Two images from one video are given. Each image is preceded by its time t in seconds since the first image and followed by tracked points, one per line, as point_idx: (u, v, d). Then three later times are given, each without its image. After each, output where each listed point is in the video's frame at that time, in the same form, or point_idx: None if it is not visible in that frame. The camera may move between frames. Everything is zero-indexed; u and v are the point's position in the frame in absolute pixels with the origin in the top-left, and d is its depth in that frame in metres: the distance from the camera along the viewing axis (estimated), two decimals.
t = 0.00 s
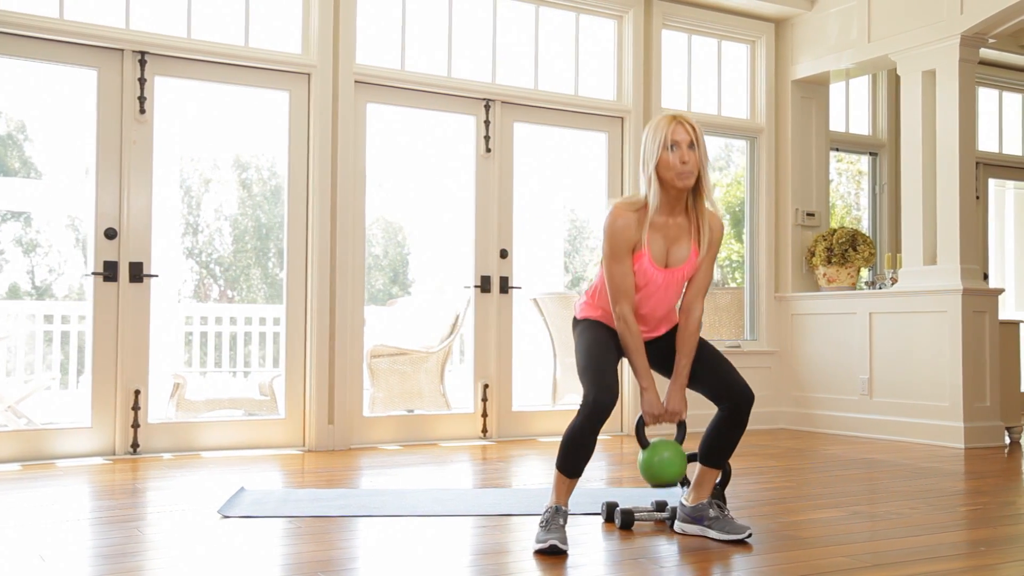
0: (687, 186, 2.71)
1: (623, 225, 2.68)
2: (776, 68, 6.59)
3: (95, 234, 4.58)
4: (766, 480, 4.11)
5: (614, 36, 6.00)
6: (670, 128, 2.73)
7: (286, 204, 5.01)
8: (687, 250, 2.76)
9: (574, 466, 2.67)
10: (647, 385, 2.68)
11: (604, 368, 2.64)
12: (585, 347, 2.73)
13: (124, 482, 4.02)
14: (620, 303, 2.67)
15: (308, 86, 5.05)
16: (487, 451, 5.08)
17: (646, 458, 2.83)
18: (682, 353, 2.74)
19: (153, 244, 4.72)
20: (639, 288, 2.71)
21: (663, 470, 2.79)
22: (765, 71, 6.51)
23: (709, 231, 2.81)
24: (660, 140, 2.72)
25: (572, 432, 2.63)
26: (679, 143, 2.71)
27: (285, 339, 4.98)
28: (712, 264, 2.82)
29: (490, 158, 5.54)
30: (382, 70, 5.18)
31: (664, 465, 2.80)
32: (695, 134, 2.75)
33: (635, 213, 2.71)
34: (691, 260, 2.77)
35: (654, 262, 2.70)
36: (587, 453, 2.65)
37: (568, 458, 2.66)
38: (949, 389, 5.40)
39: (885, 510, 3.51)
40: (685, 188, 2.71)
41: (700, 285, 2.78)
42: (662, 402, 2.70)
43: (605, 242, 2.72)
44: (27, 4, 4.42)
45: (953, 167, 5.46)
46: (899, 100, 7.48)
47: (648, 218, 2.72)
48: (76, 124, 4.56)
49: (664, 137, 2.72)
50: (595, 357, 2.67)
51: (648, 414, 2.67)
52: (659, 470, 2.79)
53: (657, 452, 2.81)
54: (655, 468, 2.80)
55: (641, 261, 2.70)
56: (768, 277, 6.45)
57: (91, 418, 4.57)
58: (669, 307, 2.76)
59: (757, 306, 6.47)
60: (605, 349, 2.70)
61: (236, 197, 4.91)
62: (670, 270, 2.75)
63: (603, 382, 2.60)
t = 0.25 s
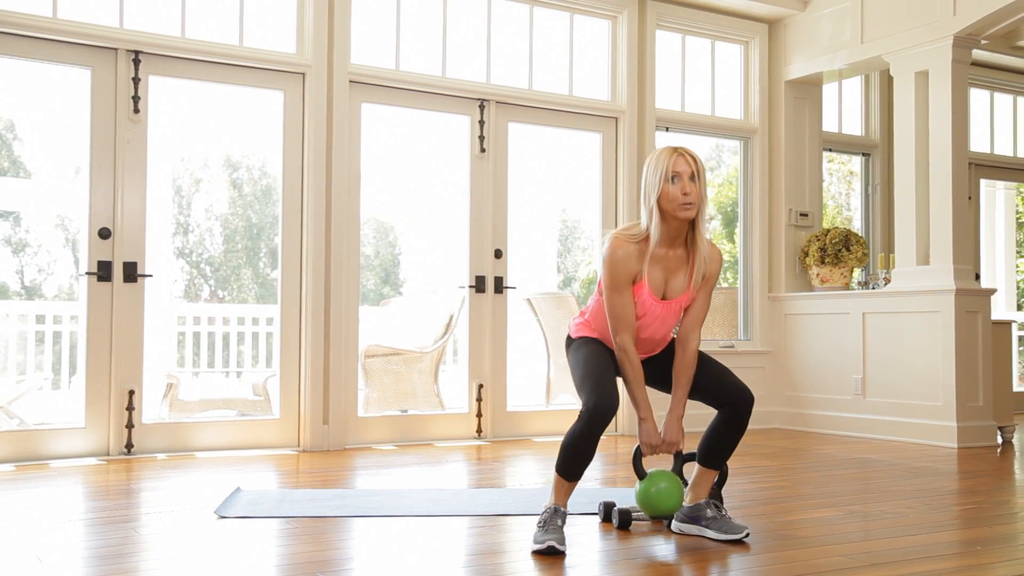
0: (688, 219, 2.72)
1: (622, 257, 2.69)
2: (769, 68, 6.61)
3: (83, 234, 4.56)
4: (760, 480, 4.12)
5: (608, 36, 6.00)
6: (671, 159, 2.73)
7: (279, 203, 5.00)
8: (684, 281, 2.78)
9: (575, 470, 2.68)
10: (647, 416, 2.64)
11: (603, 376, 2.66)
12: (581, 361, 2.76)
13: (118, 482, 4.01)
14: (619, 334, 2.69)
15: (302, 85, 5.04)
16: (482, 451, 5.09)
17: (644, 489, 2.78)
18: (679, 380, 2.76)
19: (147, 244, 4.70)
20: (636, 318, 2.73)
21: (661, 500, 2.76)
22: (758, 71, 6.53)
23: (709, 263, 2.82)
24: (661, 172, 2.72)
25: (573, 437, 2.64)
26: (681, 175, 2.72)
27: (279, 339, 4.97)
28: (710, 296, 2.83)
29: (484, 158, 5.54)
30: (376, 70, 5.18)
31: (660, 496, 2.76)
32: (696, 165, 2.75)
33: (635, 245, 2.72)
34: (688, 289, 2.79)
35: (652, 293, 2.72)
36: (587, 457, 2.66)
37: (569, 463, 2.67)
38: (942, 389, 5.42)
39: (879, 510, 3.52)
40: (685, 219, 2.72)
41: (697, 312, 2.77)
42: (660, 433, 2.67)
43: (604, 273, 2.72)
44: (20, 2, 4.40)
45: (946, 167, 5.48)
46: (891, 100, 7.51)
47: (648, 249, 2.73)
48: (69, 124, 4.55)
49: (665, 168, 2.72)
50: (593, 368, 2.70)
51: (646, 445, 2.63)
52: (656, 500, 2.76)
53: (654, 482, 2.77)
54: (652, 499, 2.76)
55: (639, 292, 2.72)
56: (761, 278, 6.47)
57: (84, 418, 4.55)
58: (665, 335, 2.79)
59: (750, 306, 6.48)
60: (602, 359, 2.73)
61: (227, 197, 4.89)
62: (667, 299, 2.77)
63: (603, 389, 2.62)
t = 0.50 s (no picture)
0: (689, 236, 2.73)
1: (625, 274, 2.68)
2: (766, 69, 6.62)
3: (76, 233, 4.54)
4: (758, 480, 4.13)
5: (605, 36, 6.00)
6: (674, 175, 2.73)
7: (274, 203, 4.99)
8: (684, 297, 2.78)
9: (578, 473, 2.67)
10: (648, 432, 2.65)
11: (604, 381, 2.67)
12: (582, 366, 2.76)
13: (115, 483, 4.00)
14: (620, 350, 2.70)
15: (300, 85, 5.04)
16: (480, 451, 5.09)
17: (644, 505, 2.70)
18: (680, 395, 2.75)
19: (145, 244, 4.69)
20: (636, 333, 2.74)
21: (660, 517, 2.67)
22: (755, 71, 6.54)
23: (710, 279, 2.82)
24: (664, 189, 2.72)
25: (575, 440, 2.65)
26: (683, 192, 2.72)
27: (276, 339, 4.97)
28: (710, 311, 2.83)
29: (482, 158, 5.54)
30: (374, 70, 5.17)
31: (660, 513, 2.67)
32: (698, 181, 2.75)
33: (637, 260, 2.71)
34: (686, 304, 2.80)
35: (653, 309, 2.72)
36: (590, 460, 2.65)
37: (573, 466, 2.66)
38: (938, 389, 5.44)
39: (876, 510, 3.53)
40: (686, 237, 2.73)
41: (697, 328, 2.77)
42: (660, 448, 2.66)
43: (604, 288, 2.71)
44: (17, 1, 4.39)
45: (943, 168, 5.49)
46: (887, 102, 7.53)
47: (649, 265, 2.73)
48: (68, 123, 4.54)
49: (668, 185, 2.72)
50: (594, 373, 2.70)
51: (646, 460, 2.63)
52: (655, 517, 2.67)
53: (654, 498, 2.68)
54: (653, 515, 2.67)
55: (640, 308, 2.71)
56: (758, 278, 6.48)
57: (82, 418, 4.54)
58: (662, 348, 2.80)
59: (747, 306, 6.48)
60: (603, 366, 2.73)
61: (220, 196, 4.86)
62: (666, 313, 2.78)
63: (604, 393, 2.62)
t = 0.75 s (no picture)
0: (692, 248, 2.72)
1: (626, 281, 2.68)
2: (762, 69, 6.63)
3: (69, 233, 4.52)
4: (757, 479, 4.14)
5: (602, 36, 6.01)
6: (680, 188, 2.73)
7: (268, 204, 4.98)
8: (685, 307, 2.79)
9: (581, 473, 2.67)
10: (650, 440, 2.64)
11: (606, 382, 2.67)
12: (584, 368, 2.76)
13: (113, 483, 3.99)
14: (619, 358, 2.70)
15: (298, 85, 5.04)
16: (478, 451, 5.09)
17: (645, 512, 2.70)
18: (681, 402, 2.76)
19: (142, 244, 4.68)
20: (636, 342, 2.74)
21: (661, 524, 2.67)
22: (752, 72, 6.55)
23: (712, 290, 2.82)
24: (669, 200, 2.72)
25: (578, 441, 2.65)
26: (687, 204, 2.71)
27: (272, 339, 4.96)
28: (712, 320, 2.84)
29: (480, 159, 5.54)
30: (371, 70, 5.17)
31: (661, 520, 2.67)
32: (702, 193, 2.75)
33: (639, 269, 2.71)
34: (687, 314, 2.80)
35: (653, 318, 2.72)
36: (593, 460, 2.65)
37: (575, 466, 2.66)
38: (935, 389, 5.45)
39: (874, 510, 3.54)
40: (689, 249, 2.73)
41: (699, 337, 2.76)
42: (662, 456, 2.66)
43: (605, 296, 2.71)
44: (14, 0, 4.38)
45: (939, 169, 5.51)
46: (883, 102, 7.54)
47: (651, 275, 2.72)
48: (64, 123, 4.52)
49: (673, 197, 2.72)
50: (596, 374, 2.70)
51: (647, 468, 2.63)
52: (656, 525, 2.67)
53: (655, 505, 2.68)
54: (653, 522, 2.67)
55: (641, 316, 2.71)
56: (754, 277, 6.49)
57: (79, 419, 4.53)
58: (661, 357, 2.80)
59: (744, 306, 6.49)
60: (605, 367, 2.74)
61: (214, 197, 4.85)
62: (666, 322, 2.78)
63: (606, 394, 2.62)
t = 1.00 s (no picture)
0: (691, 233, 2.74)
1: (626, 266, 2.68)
2: (760, 70, 6.64)
3: (62, 233, 4.49)
4: (756, 479, 4.14)
5: (601, 37, 6.01)
6: (679, 174, 2.75)
7: (262, 204, 4.96)
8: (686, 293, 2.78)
9: (583, 472, 2.66)
10: (655, 426, 2.61)
11: (606, 377, 2.67)
12: (585, 363, 2.76)
13: (112, 484, 3.98)
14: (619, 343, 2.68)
15: (297, 86, 5.03)
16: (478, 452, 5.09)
17: (648, 513, 2.70)
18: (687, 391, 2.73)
19: (142, 244, 4.67)
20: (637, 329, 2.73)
21: (666, 525, 2.66)
22: (750, 73, 6.56)
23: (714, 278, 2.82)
24: (668, 185, 2.74)
25: (580, 438, 2.65)
26: (685, 189, 2.73)
27: (269, 339, 4.96)
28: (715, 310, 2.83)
29: (478, 159, 5.54)
30: (370, 70, 5.17)
31: (667, 521, 2.66)
32: (700, 179, 2.77)
33: (638, 254, 2.71)
34: (687, 303, 2.81)
35: (653, 304, 2.72)
36: (595, 459, 2.65)
37: (577, 465, 2.66)
38: (933, 389, 5.46)
39: (873, 510, 3.54)
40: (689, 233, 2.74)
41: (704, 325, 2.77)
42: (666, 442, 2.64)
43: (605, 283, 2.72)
44: None
45: (937, 169, 5.52)
46: (880, 103, 7.56)
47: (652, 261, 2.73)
48: (62, 124, 4.51)
49: (672, 182, 2.74)
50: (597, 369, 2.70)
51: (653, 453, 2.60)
52: (661, 526, 2.67)
53: (659, 504, 2.68)
54: (657, 524, 2.67)
55: (641, 301, 2.71)
56: (752, 278, 6.50)
57: (78, 420, 4.52)
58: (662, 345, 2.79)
59: (742, 306, 6.51)
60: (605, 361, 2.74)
61: (207, 197, 4.82)
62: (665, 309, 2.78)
63: (607, 389, 2.62)
